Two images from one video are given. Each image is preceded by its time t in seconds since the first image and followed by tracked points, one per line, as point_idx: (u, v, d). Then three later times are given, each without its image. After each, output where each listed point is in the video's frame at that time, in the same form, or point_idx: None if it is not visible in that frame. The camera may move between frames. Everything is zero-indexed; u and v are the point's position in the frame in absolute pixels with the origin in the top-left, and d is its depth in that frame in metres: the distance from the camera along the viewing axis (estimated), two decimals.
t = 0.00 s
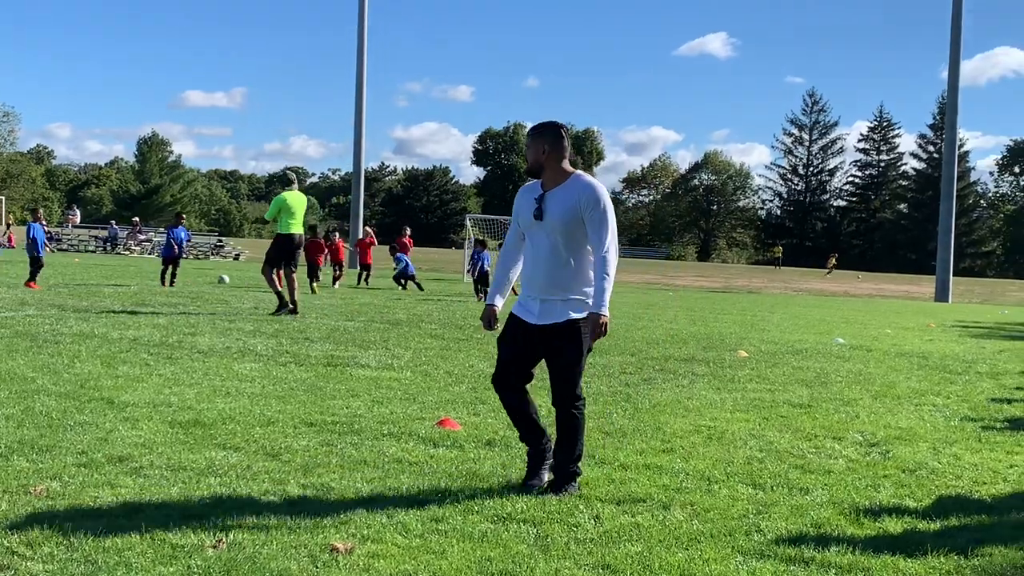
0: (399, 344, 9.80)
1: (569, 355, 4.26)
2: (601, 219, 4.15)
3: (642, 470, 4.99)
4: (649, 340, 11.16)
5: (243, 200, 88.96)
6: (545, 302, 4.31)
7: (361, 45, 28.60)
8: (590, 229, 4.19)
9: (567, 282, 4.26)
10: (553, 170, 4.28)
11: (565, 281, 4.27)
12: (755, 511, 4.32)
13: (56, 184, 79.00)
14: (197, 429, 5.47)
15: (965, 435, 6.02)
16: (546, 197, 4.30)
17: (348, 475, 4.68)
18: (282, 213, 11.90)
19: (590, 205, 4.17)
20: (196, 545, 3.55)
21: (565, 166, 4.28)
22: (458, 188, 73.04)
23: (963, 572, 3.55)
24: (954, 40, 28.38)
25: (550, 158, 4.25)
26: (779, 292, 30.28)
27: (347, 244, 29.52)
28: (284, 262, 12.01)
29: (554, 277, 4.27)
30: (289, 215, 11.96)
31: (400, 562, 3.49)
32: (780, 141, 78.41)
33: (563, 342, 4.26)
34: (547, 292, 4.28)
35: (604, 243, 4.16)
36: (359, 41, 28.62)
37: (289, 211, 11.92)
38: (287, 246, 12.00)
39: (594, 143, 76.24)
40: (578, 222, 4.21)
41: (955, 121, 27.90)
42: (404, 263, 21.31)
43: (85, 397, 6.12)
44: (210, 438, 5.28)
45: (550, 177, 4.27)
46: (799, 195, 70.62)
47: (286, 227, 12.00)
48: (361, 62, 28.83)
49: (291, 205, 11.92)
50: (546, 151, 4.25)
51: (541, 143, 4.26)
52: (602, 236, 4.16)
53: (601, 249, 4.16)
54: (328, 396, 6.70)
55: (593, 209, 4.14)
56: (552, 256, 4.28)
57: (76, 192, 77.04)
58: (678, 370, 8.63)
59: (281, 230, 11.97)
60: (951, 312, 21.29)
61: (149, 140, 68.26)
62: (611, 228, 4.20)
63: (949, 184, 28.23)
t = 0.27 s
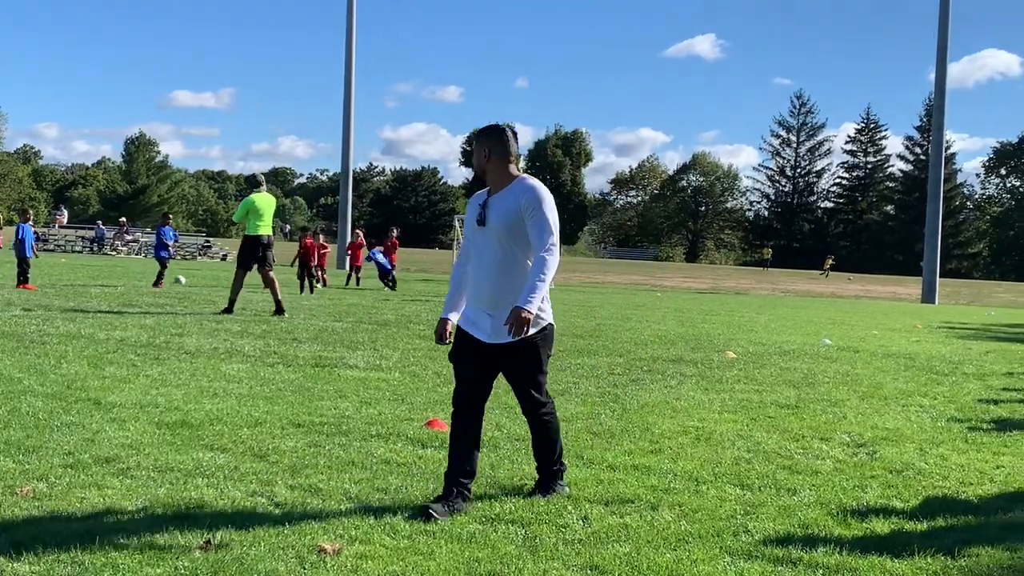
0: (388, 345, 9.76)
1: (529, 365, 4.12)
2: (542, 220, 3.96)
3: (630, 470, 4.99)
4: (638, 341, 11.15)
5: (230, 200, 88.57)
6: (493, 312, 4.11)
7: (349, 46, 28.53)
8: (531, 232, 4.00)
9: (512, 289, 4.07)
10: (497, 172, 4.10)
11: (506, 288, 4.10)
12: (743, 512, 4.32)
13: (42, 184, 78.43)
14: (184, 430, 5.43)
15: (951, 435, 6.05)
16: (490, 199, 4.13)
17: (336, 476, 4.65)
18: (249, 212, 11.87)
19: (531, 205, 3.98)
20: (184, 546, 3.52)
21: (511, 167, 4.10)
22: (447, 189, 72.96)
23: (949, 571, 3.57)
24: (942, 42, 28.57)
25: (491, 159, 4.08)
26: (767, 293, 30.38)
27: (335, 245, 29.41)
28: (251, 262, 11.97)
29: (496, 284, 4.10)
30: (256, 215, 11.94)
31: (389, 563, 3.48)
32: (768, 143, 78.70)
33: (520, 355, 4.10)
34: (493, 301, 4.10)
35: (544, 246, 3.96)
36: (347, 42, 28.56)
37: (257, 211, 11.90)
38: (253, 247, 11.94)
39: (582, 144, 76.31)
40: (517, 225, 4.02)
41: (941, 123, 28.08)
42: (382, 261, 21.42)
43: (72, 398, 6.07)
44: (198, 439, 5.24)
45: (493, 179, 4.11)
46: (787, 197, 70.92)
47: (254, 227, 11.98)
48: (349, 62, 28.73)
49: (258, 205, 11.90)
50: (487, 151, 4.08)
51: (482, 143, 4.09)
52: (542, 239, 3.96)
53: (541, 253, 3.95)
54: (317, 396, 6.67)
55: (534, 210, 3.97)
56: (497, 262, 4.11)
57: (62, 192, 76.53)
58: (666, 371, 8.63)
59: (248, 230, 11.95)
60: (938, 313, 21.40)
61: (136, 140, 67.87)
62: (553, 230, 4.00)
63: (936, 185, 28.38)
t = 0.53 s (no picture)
0: (381, 345, 9.73)
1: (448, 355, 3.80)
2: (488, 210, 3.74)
3: (623, 471, 4.98)
4: (631, 342, 11.14)
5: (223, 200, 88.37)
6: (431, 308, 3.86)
7: (342, 46, 28.49)
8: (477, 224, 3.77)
9: (458, 287, 3.82)
10: (440, 163, 3.89)
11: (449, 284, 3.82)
12: (735, 513, 4.32)
13: (35, 185, 78.07)
14: (177, 431, 5.40)
15: (945, 437, 6.05)
16: (433, 192, 3.92)
17: (328, 477, 4.63)
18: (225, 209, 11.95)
19: (474, 196, 3.75)
20: (176, 547, 3.50)
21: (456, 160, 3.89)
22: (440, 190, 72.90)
23: (943, 572, 3.57)
24: (934, 43, 28.67)
25: (435, 150, 3.87)
26: (760, 294, 30.42)
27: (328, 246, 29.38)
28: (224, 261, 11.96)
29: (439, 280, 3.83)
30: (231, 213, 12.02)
31: (382, 564, 3.46)
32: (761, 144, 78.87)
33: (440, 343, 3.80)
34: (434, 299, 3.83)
35: (493, 239, 3.72)
36: (340, 42, 28.52)
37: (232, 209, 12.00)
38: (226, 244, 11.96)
39: (576, 145, 76.32)
40: (462, 217, 3.80)
41: (934, 124, 28.20)
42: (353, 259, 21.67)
43: (64, 399, 6.03)
44: (191, 440, 5.21)
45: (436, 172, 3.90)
46: (780, 197, 71.21)
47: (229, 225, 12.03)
48: (342, 61, 28.67)
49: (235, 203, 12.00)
50: (430, 141, 3.87)
51: (424, 133, 3.89)
52: (489, 231, 3.73)
53: (492, 248, 3.73)
54: (309, 398, 6.64)
55: (479, 201, 3.73)
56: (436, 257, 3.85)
57: (54, 193, 76.20)
58: (659, 372, 8.62)
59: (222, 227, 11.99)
60: (931, 314, 21.45)
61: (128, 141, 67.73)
62: (503, 223, 3.78)
63: (929, 187, 28.47)
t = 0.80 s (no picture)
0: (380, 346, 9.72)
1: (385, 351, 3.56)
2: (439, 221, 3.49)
3: (623, 472, 4.98)
4: (630, 343, 11.15)
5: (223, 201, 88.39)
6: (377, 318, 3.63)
7: (342, 46, 28.50)
8: (429, 236, 3.52)
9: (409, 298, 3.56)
10: (390, 168, 3.63)
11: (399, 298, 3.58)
12: (736, 514, 4.31)
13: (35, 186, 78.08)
14: (177, 432, 5.40)
15: (945, 437, 6.05)
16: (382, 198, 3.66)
17: (328, 478, 4.62)
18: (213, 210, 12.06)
19: (426, 204, 3.50)
20: (176, 550, 3.49)
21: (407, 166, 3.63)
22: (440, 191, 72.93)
23: (944, 572, 3.57)
24: (934, 43, 28.68)
25: (384, 155, 3.60)
26: (760, 295, 30.43)
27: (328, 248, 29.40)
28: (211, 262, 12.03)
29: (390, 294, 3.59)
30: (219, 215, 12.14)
31: (382, 565, 3.45)
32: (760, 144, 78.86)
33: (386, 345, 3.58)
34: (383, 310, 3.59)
35: (445, 252, 3.47)
36: (340, 42, 28.52)
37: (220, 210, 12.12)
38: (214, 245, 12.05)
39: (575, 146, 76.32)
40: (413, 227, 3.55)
41: (933, 124, 28.21)
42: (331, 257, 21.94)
43: (64, 400, 6.03)
44: (191, 441, 5.21)
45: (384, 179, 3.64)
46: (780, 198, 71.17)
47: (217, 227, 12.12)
48: (342, 61, 28.66)
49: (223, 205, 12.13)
50: (377, 146, 3.61)
51: (371, 138, 3.62)
52: (442, 243, 3.47)
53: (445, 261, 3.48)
54: (309, 399, 6.64)
55: (430, 211, 3.50)
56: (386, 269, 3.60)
57: (54, 194, 76.23)
58: (659, 373, 8.62)
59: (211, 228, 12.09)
60: (931, 314, 21.45)
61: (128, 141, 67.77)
62: (456, 233, 3.53)
63: (928, 187, 28.48)
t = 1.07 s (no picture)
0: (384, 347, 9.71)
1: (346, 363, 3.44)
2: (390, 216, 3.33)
3: (628, 472, 4.98)
4: (634, 343, 11.12)
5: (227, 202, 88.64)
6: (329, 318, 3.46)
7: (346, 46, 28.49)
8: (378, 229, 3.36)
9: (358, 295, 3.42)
10: (341, 158, 3.46)
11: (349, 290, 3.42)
12: (741, 514, 4.31)
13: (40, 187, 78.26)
14: (182, 433, 5.41)
15: (950, 437, 6.03)
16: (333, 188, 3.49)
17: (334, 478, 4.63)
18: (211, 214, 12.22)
19: (376, 194, 3.34)
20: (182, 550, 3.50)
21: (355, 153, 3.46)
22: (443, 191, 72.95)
23: (949, 572, 3.56)
24: (938, 42, 28.59)
25: (325, 147, 3.44)
26: (764, 294, 30.36)
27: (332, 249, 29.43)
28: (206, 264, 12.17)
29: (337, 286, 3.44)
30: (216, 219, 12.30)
31: (388, 565, 3.46)
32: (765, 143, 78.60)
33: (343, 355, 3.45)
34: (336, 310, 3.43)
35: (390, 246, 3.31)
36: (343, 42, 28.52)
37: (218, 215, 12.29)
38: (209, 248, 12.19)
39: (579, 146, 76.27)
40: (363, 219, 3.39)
41: (938, 124, 28.12)
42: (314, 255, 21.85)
43: (69, 402, 6.05)
44: (196, 442, 5.22)
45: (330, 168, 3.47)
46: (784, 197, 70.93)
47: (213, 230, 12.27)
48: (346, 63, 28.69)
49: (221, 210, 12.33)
50: (319, 133, 3.44)
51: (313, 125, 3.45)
52: (388, 234, 3.32)
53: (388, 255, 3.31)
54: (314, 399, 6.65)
55: (379, 202, 3.33)
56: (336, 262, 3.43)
57: (59, 196, 76.42)
58: (664, 373, 8.60)
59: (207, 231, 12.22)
60: (936, 314, 21.37)
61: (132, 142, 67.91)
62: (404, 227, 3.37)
63: (933, 187, 28.38)
